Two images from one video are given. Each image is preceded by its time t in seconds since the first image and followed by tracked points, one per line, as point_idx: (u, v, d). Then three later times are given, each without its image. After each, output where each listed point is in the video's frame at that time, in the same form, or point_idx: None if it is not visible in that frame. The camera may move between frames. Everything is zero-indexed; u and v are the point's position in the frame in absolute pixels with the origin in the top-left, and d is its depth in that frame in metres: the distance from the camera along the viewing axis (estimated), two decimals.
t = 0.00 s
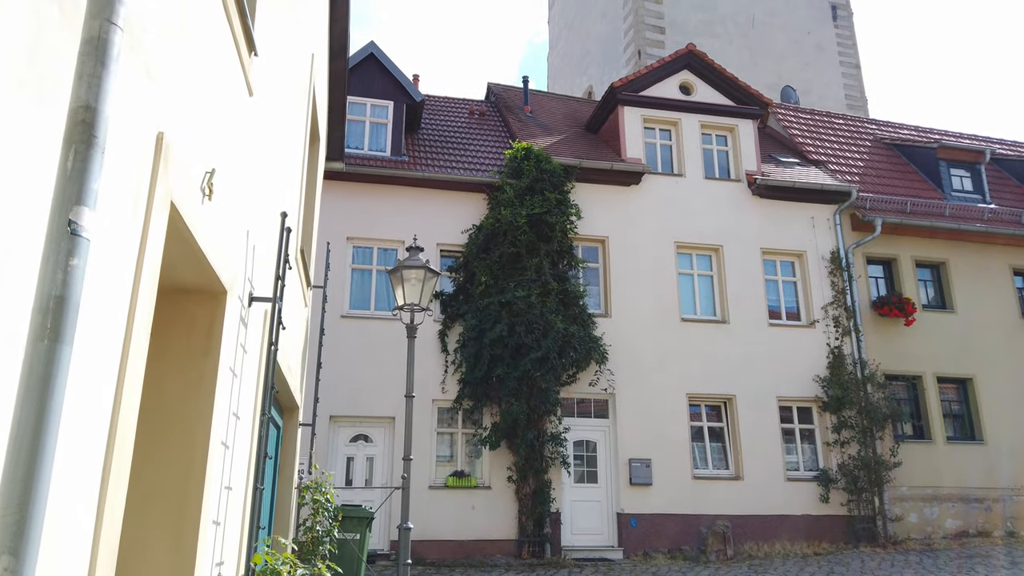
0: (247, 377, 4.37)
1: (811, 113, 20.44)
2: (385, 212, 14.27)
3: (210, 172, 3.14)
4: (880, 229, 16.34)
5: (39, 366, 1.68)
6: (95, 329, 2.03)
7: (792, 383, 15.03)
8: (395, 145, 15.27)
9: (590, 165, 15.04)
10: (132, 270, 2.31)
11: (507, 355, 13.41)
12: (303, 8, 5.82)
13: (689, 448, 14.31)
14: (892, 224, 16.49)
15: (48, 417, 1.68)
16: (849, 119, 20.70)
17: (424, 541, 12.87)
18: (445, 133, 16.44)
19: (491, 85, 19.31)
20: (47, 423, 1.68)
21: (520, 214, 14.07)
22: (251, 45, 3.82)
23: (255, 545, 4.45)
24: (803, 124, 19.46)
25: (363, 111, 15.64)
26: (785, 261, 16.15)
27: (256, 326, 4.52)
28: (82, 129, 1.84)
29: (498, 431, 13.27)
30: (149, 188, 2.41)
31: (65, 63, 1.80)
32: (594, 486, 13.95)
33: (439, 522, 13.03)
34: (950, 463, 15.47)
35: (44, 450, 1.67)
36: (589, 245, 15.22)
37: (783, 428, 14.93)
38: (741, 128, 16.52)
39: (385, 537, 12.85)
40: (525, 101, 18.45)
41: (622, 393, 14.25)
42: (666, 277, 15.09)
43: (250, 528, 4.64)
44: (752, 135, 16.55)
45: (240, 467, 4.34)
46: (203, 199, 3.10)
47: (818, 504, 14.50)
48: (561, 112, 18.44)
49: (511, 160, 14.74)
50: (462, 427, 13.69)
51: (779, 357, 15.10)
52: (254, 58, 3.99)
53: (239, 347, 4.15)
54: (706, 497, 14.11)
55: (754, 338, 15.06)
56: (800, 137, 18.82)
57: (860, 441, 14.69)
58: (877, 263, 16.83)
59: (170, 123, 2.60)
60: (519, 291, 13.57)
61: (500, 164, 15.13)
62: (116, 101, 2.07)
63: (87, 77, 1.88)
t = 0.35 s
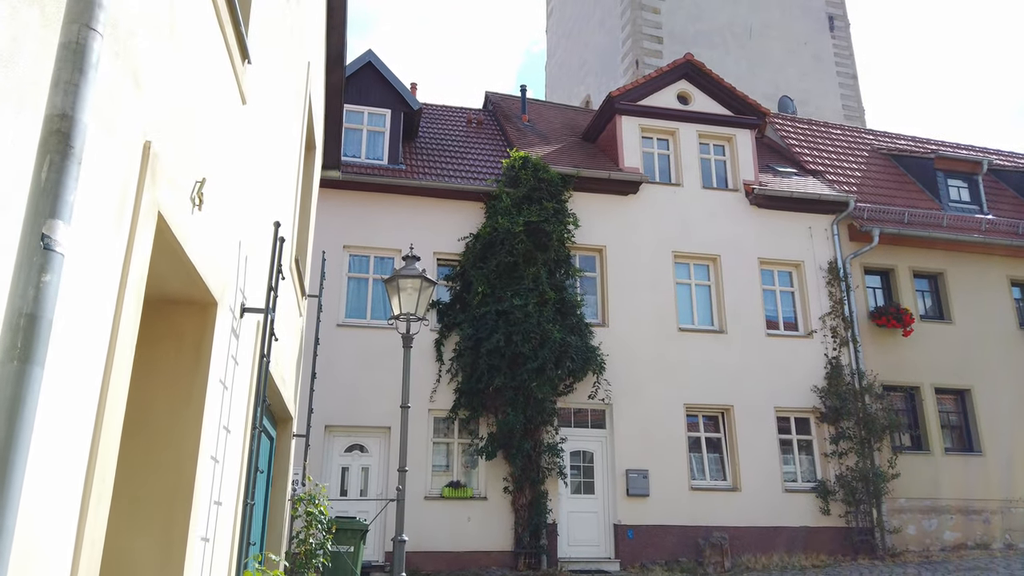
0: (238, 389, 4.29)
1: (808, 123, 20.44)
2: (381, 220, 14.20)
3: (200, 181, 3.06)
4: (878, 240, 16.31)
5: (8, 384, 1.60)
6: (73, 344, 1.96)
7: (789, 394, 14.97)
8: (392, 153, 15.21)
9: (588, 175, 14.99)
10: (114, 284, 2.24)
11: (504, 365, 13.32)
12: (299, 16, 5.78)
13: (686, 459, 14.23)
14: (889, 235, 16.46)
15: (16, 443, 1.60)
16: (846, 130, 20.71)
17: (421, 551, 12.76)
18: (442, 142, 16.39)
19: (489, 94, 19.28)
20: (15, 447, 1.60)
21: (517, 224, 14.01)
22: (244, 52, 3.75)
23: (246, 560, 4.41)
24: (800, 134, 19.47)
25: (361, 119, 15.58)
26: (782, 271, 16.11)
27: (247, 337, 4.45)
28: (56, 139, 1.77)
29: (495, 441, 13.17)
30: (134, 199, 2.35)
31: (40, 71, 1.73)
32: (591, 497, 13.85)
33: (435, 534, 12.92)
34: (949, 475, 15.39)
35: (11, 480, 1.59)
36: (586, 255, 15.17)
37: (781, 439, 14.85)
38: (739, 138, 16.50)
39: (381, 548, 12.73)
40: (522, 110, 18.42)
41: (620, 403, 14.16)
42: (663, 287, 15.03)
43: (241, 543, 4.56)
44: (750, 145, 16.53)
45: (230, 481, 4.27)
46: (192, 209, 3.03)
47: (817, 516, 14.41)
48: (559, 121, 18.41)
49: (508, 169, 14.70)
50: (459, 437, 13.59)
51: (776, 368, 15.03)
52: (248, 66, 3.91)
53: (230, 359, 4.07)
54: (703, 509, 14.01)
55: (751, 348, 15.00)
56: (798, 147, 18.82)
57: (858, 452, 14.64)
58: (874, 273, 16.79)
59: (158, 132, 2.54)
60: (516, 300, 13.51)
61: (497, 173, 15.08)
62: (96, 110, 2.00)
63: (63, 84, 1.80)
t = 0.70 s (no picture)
0: (228, 399, 4.24)
1: (801, 134, 20.53)
2: (375, 230, 14.16)
3: (190, 188, 3.02)
4: (871, 252, 16.35)
5: None
6: (56, 350, 1.93)
7: (783, 405, 14.94)
8: (387, 163, 15.19)
9: (582, 185, 15.00)
10: (100, 290, 2.21)
11: (498, 375, 13.26)
12: (292, 25, 5.75)
13: (681, 470, 14.17)
14: (882, 247, 16.51)
15: None
16: (840, 142, 20.80)
17: (413, 563, 12.66)
18: (436, 152, 16.38)
19: (484, 104, 19.29)
20: None
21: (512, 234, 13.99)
22: (237, 59, 3.72)
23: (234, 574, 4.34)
24: (794, 146, 19.54)
25: (355, 128, 15.56)
26: (776, 282, 16.12)
27: (238, 346, 4.40)
28: (39, 141, 1.74)
29: (488, 452, 13.08)
30: (122, 205, 2.31)
31: (21, 70, 1.70)
32: (585, 509, 13.78)
33: (427, 546, 12.82)
34: (943, 487, 15.39)
35: None
36: (580, 265, 15.15)
37: (775, 450, 14.82)
38: (733, 149, 16.54)
39: (372, 560, 12.62)
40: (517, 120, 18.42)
41: (614, 414, 14.11)
42: (657, 298, 15.02)
43: (229, 555, 4.49)
44: (744, 156, 16.58)
45: (219, 493, 4.21)
46: (182, 216, 2.99)
47: (811, 528, 14.37)
48: (553, 131, 18.43)
49: (503, 180, 14.69)
50: (452, 447, 13.51)
51: (770, 379, 15.01)
52: (240, 72, 3.88)
53: (220, 369, 4.02)
54: (698, 521, 13.95)
55: (745, 359, 14.99)
56: (791, 159, 18.89)
57: (851, 464, 14.62)
58: (868, 285, 16.82)
59: (149, 137, 2.52)
60: (510, 310, 13.47)
61: (492, 183, 15.07)
62: (81, 113, 1.97)
63: (45, 86, 1.77)
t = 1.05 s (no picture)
0: (220, 407, 4.20)
1: (796, 144, 20.61)
2: (369, 238, 14.13)
3: (183, 195, 3.01)
4: (865, 261, 16.38)
5: None
6: (42, 358, 1.90)
7: (778, 415, 14.93)
8: (382, 171, 15.19)
9: (577, 194, 15.02)
10: (90, 297, 2.18)
11: (492, 384, 13.23)
12: (288, 32, 5.76)
13: (675, 480, 14.13)
14: (876, 256, 16.55)
15: None
16: (834, 152, 20.89)
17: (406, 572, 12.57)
18: (432, 160, 16.38)
19: (480, 113, 19.32)
20: None
21: (507, 242, 13.98)
22: (231, 65, 3.71)
23: None
24: (788, 156, 19.61)
25: (351, 136, 15.56)
26: (771, 291, 16.13)
27: (230, 353, 4.36)
28: (25, 144, 1.72)
29: (482, 461, 13.03)
30: (112, 211, 2.29)
31: (9, 72, 1.69)
32: (579, 518, 13.72)
33: (421, 555, 12.74)
34: (937, 497, 15.37)
35: None
36: (575, 273, 15.14)
37: (770, 459, 14.79)
38: (727, 159, 16.58)
39: (365, 570, 12.54)
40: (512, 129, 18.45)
41: (609, 423, 14.07)
42: (652, 306, 15.01)
43: (219, 565, 4.45)
44: (738, 166, 16.62)
45: (210, 502, 4.17)
46: (174, 222, 2.97)
47: (805, 537, 14.33)
48: (549, 140, 18.46)
49: (498, 189, 14.70)
50: (446, 456, 13.45)
51: (765, 389, 15.00)
52: (234, 79, 3.87)
53: (212, 377, 3.99)
54: (693, 531, 13.90)
55: (740, 368, 14.98)
56: (785, 168, 18.96)
57: (846, 473, 14.61)
58: (862, 294, 16.86)
59: (140, 143, 2.50)
60: (504, 319, 13.44)
61: (487, 192, 15.07)
62: (71, 117, 1.96)
63: (30, 89, 1.75)
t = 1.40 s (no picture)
0: (214, 412, 4.18)
1: (793, 151, 20.65)
2: (367, 244, 14.11)
3: (177, 199, 2.99)
4: (862, 268, 16.39)
5: None
6: (28, 362, 1.87)
7: (776, 422, 14.91)
8: (380, 177, 15.18)
9: (575, 200, 15.02)
10: (80, 302, 2.16)
11: (490, 390, 13.20)
12: (285, 38, 5.76)
13: (673, 486, 14.10)
14: (874, 263, 16.56)
15: None
16: (831, 159, 20.94)
17: None
18: (429, 166, 16.37)
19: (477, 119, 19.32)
20: None
21: (504, 248, 13.97)
22: (227, 71, 3.71)
23: None
24: (785, 163, 19.65)
25: (348, 142, 15.55)
26: (768, 298, 16.12)
27: (225, 359, 4.35)
28: (13, 145, 1.71)
29: (479, 467, 12.98)
30: (103, 216, 2.27)
31: None
32: (577, 525, 13.67)
33: (418, 563, 12.68)
34: (934, 504, 15.34)
35: None
36: (573, 279, 15.13)
37: (768, 466, 14.76)
38: (724, 165, 16.60)
39: None
40: (510, 136, 18.46)
41: (606, 430, 14.05)
42: (650, 312, 15.00)
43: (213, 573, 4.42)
44: (735, 172, 16.64)
45: (204, 510, 4.14)
46: (168, 227, 2.95)
47: (803, 544, 14.29)
48: (546, 147, 18.46)
49: (495, 195, 14.69)
50: (443, 463, 13.41)
51: (763, 395, 14.98)
52: (230, 84, 3.85)
53: (207, 383, 3.97)
54: (691, 538, 13.85)
55: (738, 375, 14.96)
56: (783, 175, 18.99)
57: (844, 480, 14.58)
58: (859, 301, 16.87)
59: (134, 147, 2.48)
60: (501, 325, 13.42)
61: (485, 198, 15.07)
62: (61, 120, 1.94)
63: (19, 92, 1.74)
